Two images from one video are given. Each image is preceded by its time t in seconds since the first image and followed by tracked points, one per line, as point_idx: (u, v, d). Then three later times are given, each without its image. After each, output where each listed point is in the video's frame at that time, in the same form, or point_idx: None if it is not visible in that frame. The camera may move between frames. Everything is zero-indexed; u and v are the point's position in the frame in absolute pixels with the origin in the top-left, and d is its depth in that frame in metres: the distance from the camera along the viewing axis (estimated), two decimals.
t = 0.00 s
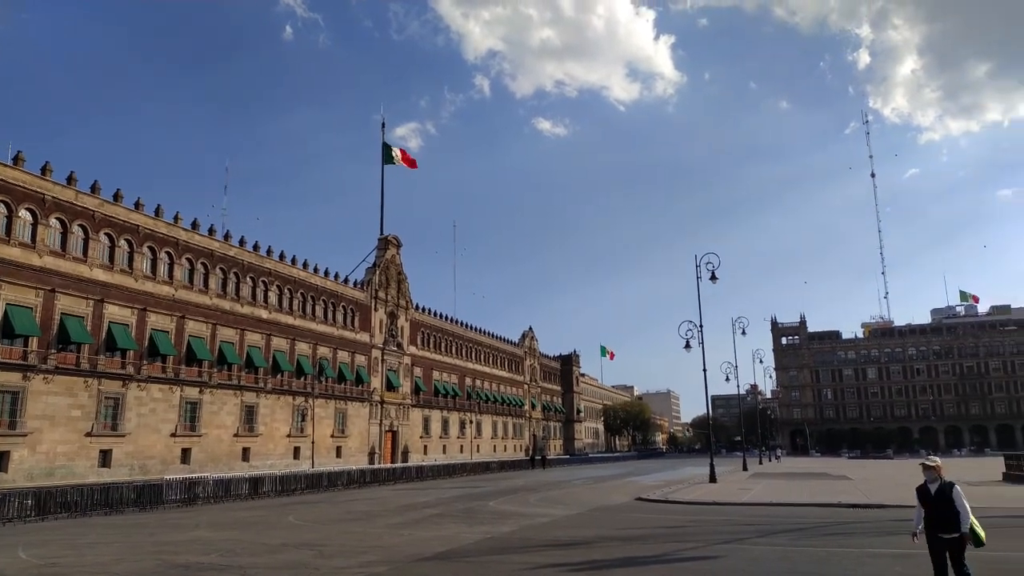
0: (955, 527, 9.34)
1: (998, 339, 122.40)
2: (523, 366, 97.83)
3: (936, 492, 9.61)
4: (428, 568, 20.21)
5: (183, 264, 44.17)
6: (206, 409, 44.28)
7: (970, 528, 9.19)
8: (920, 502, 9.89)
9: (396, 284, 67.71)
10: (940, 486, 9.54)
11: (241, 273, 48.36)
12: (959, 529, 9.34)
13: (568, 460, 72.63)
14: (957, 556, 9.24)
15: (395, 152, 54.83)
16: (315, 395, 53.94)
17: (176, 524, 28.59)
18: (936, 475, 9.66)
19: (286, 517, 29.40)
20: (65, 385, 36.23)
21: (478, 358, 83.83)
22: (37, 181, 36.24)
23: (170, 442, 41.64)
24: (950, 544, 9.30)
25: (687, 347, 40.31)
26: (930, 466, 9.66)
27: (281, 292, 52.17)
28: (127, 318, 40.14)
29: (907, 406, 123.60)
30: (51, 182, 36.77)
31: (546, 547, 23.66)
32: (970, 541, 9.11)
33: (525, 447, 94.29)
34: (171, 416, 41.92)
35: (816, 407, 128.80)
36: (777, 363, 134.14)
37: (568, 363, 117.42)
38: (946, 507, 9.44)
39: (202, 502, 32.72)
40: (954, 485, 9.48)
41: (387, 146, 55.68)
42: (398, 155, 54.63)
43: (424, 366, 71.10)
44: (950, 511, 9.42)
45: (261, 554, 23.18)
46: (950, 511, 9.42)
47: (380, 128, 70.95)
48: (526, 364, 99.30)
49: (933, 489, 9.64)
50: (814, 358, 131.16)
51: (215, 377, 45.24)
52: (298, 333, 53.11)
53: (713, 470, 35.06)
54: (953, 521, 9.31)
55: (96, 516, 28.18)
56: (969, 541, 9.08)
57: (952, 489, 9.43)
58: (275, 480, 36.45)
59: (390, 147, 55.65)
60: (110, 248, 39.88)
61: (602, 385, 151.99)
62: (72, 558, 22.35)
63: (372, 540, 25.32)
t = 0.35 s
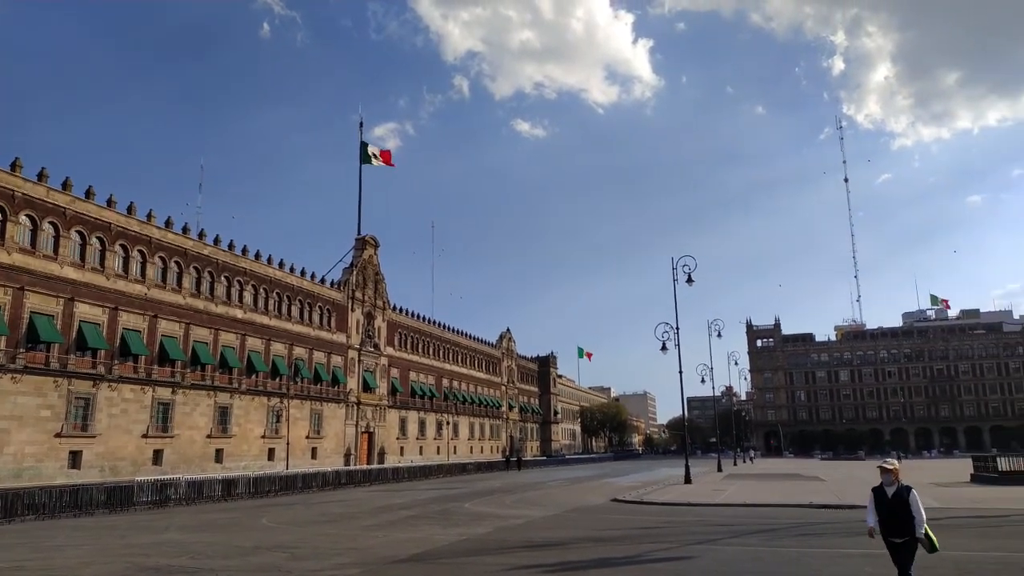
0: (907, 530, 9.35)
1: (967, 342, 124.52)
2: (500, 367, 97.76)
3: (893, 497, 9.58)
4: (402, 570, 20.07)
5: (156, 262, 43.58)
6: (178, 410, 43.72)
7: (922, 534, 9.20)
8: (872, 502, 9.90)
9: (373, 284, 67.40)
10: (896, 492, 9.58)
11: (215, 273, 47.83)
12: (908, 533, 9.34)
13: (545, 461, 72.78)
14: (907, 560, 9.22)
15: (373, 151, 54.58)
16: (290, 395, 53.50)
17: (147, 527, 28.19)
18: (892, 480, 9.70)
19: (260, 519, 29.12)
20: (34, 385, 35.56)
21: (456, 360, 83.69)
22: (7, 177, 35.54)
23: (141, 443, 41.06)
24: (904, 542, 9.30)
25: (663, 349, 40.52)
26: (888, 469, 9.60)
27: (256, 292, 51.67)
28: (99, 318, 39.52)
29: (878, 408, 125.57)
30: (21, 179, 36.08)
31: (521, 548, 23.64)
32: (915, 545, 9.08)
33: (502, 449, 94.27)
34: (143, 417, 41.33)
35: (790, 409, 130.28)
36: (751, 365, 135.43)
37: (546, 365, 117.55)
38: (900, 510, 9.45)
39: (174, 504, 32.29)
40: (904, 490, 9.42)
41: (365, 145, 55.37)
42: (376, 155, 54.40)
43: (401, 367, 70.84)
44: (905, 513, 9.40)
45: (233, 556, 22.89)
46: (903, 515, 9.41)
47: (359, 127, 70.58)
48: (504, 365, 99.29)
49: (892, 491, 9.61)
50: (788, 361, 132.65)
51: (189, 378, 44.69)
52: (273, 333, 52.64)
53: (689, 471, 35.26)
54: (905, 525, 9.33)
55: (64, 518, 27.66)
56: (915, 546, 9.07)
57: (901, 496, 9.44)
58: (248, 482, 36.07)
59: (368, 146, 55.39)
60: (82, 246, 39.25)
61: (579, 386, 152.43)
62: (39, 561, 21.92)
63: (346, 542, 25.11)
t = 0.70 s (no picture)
0: (875, 534, 9.26)
1: (941, 345, 126.16)
2: (481, 369, 97.65)
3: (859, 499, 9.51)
4: (381, 572, 19.95)
5: (133, 262, 43.07)
6: (155, 411, 43.23)
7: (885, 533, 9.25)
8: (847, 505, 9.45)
9: (354, 285, 67.06)
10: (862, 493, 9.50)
11: (193, 273, 47.35)
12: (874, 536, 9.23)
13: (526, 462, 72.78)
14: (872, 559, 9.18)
15: (354, 151, 54.33)
16: (269, 397, 53.10)
17: (123, 529, 27.81)
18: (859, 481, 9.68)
19: (238, 522, 28.86)
20: (8, 386, 35.01)
21: (437, 361, 83.47)
22: None
23: (117, 445, 40.56)
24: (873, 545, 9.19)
25: (643, 351, 40.71)
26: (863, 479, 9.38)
27: (235, 292, 51.23)
28: (74, 318, 39.00)
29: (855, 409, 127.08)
30: None
31: (501, 550, 23.60)
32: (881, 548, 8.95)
33: (483, 450, 94.14)
34: (119, 418, 40.83)
35: (769, 411, 131.37)
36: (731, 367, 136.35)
37: (527, 366, 117.54)
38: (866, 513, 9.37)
39: (150, 507, 31.90)
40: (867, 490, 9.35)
41: (347, 146, 55.15)
42: (357, 155, 54.16)
43: (382, 368, 70.54)
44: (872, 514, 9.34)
45: (209, 559, 22.64)
46: (870, 517, 9.29)
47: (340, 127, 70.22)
48: (485, 367, 99.18)
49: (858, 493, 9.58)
50: (767, 363, 133.72)
51: (166, 379, 44.21)
52: (252, 334, 52.22)
53: (668, 472, 35.39)
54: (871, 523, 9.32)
55: (38, 521, 27.21)
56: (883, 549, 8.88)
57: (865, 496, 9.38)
58: (226, 484, 35.72)
59: (349, 147, 55.13)
60: (57, 245, 38.69)
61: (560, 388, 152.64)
62: (10, 565, 21.53)
63: (325, 544, 24.93)
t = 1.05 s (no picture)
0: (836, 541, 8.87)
1: (916, 348, 127.91)
2: (461, 370, 97.53)
3: (815, 507, 9.08)
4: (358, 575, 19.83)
5: (109, 261, 42.53)
6: (130, 412, 42.71)
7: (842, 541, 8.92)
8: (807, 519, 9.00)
9: (333, 285, 66.68)
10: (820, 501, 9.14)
11: (170, 272, 46.84)
12: (838, 545, 8.82)
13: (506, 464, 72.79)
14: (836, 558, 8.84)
15: (334, 151, 54.03)
16: (247, 398, 52.65)
17: (96, 532, 27.41)
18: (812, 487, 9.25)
19: (215, 524, 28.58)
20: None
21: (417, 362, 83.24)
22: None
23: (91, 447, 40.01)
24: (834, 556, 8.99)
25: (622, 353, 40.85)
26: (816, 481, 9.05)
27: (213, 292, 50.75)
28: (48, 318, 38.44)
29: (831, 411, 128.55)
30: None
31: (480, 551, 23.55)
32: (856, 557, 8.40)
33: (462, 451, 94.04)
34: (93, 419, 40.28)
35: (746, 412, 132.49)
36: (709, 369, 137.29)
37: (507, 367, 117.55)
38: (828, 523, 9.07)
39: (124, 509, 31.47)
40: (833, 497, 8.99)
41: (327, 145, 54.89)
42: (337, 155, 53.87)
43: (361, 369, 70.20)
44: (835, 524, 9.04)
45: (184, 562, 22.37)
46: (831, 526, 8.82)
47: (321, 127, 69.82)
48: (465, 368, 99.06)
49: (813, 499, 9.27)
50: (745, 364, 134.76)
51: (141, 380, 43.69)
52: (229, 335, 51.76)
53: (647, 473, 35.47)
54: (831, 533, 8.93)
55: (9, 524, 26.74)
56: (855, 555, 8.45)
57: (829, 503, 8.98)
58: (202, 486, 35.36)
59: (330, 146, 54.82)
60: (31, 244, 38.10)
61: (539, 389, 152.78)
62: None
63: (302, 546, 24.73)
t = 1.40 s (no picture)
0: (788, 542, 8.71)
1: (890, 350, 129.63)
2: (440, 371, 97.35)
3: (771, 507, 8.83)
4: None
5: (83, 260, 41.96)
6: (103, 413, 42.15)
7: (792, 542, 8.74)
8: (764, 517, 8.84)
9: (312, 286, 66.25)
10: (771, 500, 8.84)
11: (145, 272, 46.30)
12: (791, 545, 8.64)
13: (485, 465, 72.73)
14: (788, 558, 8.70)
15: (313, 150, 53.73)
16: (223, 399, 52.16)
17: (66, 535, 27.00)
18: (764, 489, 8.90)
19: (188, 527, 28.27)
20: None
21: (396, 363, 82.95)
22: None
23: (63, 448, 39.43)
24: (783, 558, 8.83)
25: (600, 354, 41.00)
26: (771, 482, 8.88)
27: (189, 292, 50.23)
28: (19, 317, 37.83)
29: (807, 413, 129.82)
30: None
31: (456, 553, 23.50)
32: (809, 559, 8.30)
33: (441, 453, 93.82)
34: (65, 420, 39.70)
35: (723, 414, 133.50)
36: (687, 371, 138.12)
37: (486, 369, 117.44)
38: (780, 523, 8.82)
39: (95, 512, 31.01)
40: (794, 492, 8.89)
41: (305, 144, 54.60)
42: (316, 154, 53.57)
43: (339, 370, 69.79)
44: (788, 523, 8.97)
45: (156, 565, 22.10)
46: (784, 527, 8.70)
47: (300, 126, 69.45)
48: (444, 369, 98.87)
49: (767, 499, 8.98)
50: (723, 366, 135.72)
51: (115, 380, 43.15)
52: (205, 335, 51.25)
53: (625, 474, 35.55)
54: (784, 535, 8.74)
55: None
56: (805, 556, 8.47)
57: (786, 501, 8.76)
58: (176, 488, 34.96)
59: (309, 145, 54.51)
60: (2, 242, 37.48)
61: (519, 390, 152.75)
62: None
63: (277, 549, 24.53)
